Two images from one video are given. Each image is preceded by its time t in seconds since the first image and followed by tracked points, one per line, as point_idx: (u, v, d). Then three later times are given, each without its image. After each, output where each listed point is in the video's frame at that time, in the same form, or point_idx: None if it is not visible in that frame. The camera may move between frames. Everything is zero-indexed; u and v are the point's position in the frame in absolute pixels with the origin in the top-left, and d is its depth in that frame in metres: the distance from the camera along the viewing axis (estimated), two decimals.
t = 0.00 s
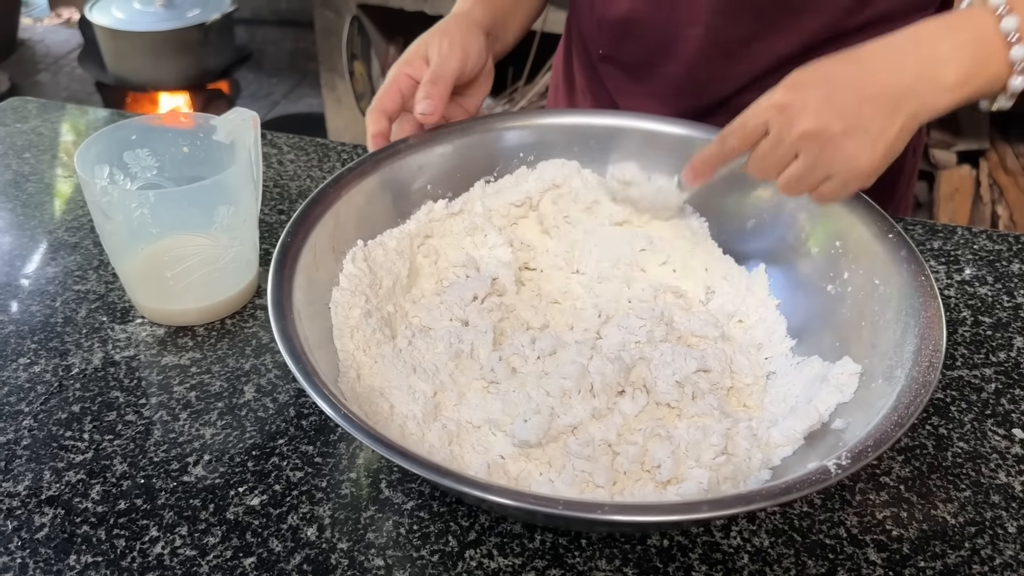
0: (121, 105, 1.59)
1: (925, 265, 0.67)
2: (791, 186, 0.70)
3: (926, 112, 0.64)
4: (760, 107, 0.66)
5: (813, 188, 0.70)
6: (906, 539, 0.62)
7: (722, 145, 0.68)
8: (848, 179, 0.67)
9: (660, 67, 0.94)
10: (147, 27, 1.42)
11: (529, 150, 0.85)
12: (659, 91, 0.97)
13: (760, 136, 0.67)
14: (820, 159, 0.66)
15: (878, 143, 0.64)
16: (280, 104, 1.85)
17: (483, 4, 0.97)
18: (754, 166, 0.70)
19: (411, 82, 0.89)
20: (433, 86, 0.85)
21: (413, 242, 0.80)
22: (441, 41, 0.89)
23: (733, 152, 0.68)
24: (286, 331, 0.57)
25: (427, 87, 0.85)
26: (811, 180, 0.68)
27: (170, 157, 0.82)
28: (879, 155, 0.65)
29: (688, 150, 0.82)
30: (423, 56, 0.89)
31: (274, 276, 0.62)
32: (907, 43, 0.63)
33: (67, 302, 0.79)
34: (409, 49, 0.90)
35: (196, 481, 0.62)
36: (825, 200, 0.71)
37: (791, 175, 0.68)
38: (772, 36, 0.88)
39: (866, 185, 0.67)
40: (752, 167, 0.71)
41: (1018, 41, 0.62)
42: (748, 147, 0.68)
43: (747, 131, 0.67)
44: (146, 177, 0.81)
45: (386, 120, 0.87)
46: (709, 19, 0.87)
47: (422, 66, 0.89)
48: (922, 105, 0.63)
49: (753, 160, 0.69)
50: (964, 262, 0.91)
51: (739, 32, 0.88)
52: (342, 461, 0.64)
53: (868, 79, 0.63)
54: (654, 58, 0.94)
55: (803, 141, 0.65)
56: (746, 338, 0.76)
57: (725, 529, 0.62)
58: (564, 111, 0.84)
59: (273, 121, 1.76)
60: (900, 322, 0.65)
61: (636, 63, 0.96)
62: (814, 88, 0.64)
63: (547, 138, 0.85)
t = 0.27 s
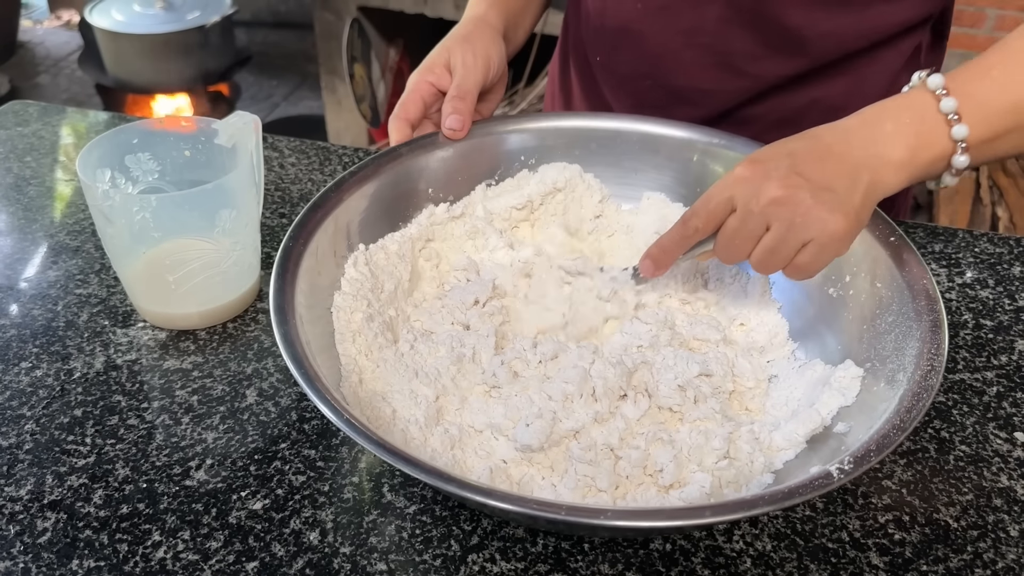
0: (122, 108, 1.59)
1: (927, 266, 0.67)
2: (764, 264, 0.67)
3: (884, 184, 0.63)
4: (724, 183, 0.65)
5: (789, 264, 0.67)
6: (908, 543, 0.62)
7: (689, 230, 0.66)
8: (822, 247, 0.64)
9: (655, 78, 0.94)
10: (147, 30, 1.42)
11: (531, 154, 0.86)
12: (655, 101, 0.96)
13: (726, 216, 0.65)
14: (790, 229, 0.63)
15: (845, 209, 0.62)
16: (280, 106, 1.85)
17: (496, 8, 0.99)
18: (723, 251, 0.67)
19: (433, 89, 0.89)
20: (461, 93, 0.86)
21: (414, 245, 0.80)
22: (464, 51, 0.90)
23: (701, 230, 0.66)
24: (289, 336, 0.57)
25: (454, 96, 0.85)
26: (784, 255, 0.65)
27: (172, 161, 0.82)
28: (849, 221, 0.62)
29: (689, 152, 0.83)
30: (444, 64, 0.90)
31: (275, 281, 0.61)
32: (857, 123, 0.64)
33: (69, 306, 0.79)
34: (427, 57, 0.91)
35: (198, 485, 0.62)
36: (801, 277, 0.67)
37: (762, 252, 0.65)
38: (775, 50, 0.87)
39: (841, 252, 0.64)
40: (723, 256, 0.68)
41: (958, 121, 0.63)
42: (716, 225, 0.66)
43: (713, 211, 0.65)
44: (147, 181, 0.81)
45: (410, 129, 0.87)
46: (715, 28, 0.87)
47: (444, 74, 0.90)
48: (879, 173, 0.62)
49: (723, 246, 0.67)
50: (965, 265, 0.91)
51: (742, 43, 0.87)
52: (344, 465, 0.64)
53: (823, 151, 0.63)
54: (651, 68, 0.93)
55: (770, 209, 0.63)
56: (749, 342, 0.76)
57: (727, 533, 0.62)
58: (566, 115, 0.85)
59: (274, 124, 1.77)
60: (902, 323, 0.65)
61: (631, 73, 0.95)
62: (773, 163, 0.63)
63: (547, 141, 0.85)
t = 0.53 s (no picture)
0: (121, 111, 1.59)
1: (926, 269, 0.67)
2: (766, 278, 0.66)
3: (885, 198, 0.63)
4: (726, 196, 0.64)
5: (791, 278, 0.66)
6: (909, 546, 0.62)
7: (690, 243, 0.65)
8: (825, 260, 0.63)
9: (655, 83, 0.94)
10: (146, 31, 1.42)
11: (530, 157, 0.86)
12: (655, 106, 0.96)
13: (728, 229, 0.65)
14: (793, 242, 0.63)
15: (847, 222, 0.62)
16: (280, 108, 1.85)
17: (496, 10, 0.99)
18: (724, 264, 0.67)
19: (434, 93, 0.89)
20: (461, 97, 0.85)
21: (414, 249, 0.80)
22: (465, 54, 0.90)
23: (704, 244, 0.65)
24: (289, 340, 0.57)
25: (454, 100, 0.85)
26: (787, 268, 0.65)
27: (171, 164, 0.82)
28: (852, 233, 0.62)
29: (689, 155, 0.83)
30: (445, 68, 0.90)
31: (276, 286, 0.61)
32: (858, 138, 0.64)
33: (68, 309, 0.79)
34: (428, 61, 0.91)
35: (198, 490, 0.62)
36: (802, 291, 0.67)
37: (765, 265, 0.65)
38: (777, 59, 0.87)
39: (843, 266, 0.64)
40: (724, 269, 0.67)
41: (960, 136, 0.64)
42: (718, 238, 0.65)
43: (716, 224, 0.64)
44: (147, 184, 0.81)
45: (411, 133, 0.87)
46: (716, 35, 0.87)
47: (444, 78, 0.90)
48: (881, 186, 0.63)
49: (725, 259, 0.66)
50: (965, 267, 0.91)
51: (744, 51, 0.87)
52: (344, 469, 0.64)
53: (825, 164, 0.63)
54: (651, 73, 0.93)
55: (774, 221, 0.62)
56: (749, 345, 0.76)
57: (728, 537, 0.62)
58: (566, 118, 0.85)
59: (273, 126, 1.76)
60: (902, 327, 0.65)
61: (632, 77, 0.95)
62: (776, 176, 0.63)
63: (547, 144, 0.85)
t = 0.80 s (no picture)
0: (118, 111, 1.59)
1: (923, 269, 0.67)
2: (761, 252, 0.65)
3: (885, 178, 0.63)
4: (724, 167, 0.65)
5: (786, 252, 0.65)
6: (906, 546, 0.62)
7: (686, 214, 0.66)
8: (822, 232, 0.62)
9: (654, 83, 0.94)
10: (144, 32, 1.43)
11: (527, 156, 0.86)
12: (654, 106, 0.96)
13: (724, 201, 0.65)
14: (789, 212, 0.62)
15: (845, 194, 0.62)
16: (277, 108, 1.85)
17: (493, 10, 0.99)
18: (720, 237, 0.66)
19: (431, 94, 0.89)
20: (458, 97, 0.85)
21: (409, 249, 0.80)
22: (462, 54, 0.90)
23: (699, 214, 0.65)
24: (283, 341, 0.57)
25: (449, 100, 0.85)
26: (782, 241, 0.64)
27: (167, 164, 0.82)
28: (849, 206, 0.62)
29: (686, 155, 0.83)
30: (442, 68, 0.90)
31: (270, 286, 0.61)
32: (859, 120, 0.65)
33: (63, 310, 0.78)
34: (425, 61, 0.91)
35: (193, 491, 0.61)
36: (798, 267, 0.66)
37: (761, 237, 0.64)
38: (777, 58, 0.87)
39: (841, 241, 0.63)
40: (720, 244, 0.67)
41: (962, 121, 0.64)
42: (714, 209, 0.65)
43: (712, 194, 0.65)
44: (142, 184, 0.81)
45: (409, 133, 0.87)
46: (715, 34, 0.87)
47: (441, 78, 0.90)
48: (880, 163, 0.63)
49: (721, 231, 0.66)
50: (962, 266, 0.91)
51: (743, 50, 0.87)
52: (340, 469, 0.64)
53: (824, 139, 0.63)
54: (650, 73, 0.93)
55: (770, 190, 0.62)
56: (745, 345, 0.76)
57: (725, 537, 0.62)
58: (563, 117, 0.84)
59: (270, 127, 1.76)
60: (898, 327, 0.65)
61: (630, 77, 0.95)
62: (774, 147, 0.64)
63: (543, 144, 0.85)
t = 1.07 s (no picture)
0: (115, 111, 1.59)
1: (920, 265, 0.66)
2: (743, 171, 0.68)
3: (876, 113, 0.64)
4: (723, 86, 0.64)
5: (765, 176, 0.69)
6: (903, 544, 0.61)
7: (679, 130, 0.66)
8: (803, 164, 0.65)
9: (651, 81, 0.94)
10: (140, 32, 1.42)
11: (523, 154, 0.85)
12: (651, 104, 0.96)
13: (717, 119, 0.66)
14: (775, 146, 0.65)
15: (832, 132, 0.63)
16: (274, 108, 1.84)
17: (489, 7, 0.98)
18: (708, 150, 0.68)
19: (427, 92, 0.89)
20: (454, 94, 0.85)
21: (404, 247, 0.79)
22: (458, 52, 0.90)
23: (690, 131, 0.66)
24: (277, 339, 0.56)
25: (446, 98, 0.84)
26: (763, 165, 0.67)
27: (161, 163, 0.81)
28: (834, 144, 0.64)
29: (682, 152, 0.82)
30: (438, 66, 0.90)
31: (264, 284, 0.61)
32: (869, 48, 0.63)
33: (58, 310, 0.78)
34: (422, 60, 0.90)
35: (187, 491, 0.61)
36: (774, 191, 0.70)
37: (745, 159, 0.67)
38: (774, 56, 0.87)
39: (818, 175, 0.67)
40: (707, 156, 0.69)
41: (967, 67, 0.64)
42: (706, 128, 0.66)
43: (705, 113, 0.65)
44: (137, 183, 0.81)
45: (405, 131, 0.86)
46: (713, 32, 0.87)
47: (438, 77, 0.89)
48: (874, 100, 0.63)
49: (709, 145, 0.68)
50: (960, 264, 0.91)
51: (740, 47, 0.87)
52: (335, 469, 0.64)
53: (829, 70, 0.62)
54: (648, 71, 0.93)
55: (763, 121, 0.63)
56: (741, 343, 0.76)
57: (721, 535, 0.62)
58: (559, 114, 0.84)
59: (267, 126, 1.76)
60: (895, 326, 0.65)
61: (627, 75, 0.95)
62: (778, 71, 0.62)
63: (538, 140, 0.85)
